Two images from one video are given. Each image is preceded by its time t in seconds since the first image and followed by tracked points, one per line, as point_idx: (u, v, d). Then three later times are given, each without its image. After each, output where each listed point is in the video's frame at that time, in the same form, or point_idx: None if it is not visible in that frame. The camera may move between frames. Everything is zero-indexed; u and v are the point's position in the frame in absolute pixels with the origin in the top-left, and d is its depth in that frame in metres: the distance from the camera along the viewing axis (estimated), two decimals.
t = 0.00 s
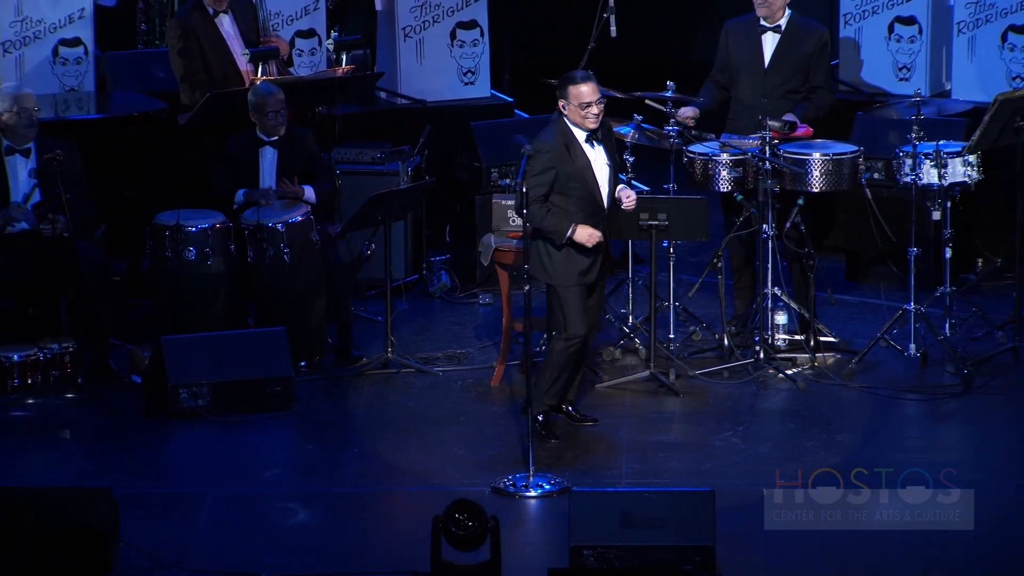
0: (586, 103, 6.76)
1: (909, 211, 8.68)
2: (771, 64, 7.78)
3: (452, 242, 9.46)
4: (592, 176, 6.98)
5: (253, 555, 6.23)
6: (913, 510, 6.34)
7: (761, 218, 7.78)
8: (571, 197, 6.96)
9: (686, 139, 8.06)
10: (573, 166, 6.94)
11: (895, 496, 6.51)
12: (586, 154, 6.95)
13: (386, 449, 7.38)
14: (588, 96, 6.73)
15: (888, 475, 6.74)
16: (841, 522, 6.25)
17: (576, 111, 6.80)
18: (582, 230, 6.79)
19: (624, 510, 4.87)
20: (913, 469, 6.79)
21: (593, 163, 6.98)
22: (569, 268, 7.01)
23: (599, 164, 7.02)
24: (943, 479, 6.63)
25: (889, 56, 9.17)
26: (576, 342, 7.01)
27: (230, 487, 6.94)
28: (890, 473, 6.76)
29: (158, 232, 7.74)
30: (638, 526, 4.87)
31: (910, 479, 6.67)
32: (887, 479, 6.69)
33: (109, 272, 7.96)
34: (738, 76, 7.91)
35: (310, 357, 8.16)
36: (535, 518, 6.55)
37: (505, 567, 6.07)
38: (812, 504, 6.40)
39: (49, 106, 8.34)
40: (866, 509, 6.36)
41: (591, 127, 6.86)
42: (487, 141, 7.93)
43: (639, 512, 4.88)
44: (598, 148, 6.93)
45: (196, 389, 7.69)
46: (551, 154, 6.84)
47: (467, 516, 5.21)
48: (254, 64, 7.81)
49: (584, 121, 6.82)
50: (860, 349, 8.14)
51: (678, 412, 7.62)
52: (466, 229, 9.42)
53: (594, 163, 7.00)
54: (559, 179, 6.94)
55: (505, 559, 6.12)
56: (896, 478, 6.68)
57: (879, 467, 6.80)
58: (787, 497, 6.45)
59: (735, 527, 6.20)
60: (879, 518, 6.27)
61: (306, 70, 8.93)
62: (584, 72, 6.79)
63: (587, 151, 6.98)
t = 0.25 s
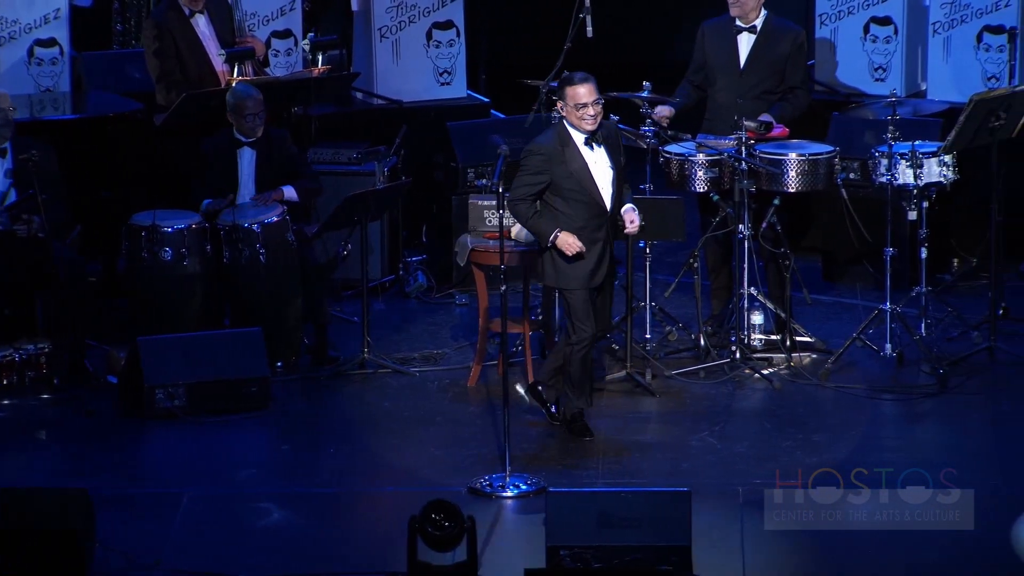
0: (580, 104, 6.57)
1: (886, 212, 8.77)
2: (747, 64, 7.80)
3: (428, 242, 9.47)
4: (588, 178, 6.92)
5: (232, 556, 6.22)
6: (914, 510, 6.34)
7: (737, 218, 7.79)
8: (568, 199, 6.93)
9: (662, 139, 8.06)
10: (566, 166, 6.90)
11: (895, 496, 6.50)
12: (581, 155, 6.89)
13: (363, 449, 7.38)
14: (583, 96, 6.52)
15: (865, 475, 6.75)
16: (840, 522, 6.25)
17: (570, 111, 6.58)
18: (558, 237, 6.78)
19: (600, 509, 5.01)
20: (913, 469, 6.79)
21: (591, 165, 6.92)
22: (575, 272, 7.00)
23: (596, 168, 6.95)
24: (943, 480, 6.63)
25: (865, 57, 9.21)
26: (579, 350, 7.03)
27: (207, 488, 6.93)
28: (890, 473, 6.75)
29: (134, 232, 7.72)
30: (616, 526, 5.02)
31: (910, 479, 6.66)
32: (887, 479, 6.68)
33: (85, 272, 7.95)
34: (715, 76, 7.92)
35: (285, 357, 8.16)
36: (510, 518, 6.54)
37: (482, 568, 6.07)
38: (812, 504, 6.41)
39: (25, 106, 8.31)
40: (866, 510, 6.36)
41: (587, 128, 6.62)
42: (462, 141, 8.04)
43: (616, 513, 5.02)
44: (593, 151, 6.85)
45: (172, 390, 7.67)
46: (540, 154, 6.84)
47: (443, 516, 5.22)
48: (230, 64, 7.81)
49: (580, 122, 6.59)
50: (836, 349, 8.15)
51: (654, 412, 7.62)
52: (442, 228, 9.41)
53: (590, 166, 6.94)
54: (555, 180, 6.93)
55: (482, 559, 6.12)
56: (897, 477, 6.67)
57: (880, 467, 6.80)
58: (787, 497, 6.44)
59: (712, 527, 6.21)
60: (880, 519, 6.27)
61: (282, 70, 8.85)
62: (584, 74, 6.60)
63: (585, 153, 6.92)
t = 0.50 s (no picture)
0: (586, 111, 6.56)
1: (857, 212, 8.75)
2: (717, 65, 7.81)
3: (400, 242, 9.47)
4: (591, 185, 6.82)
5: (206, 557, 6.21)
6: (914, 510, 6.34)
7: (709, 219, 7.79)
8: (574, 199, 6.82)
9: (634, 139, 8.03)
10: (570, 171, 6.81)
11: (895, 496, 6.50)
12: (584, 161, 6.80)
13: (335, 450, 7.37)
14: (588, 105, 6.52)
15: (838, 475, 6.76)
16: (840, 521, 6.26)
17: (578, 117, 6.60)
18: (595, 215, 6.42)
19: (574, 508, 4.98)
20: (913, 469, 6.78)
21: (596, 170, 6.83)
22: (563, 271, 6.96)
23: (600, 173, 6.85)
24: (943, 479, 6.62)
25: (836, 57, 9.22)
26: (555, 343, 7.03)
27: (179, 488, 6.92)
28: (889, 473, 6.74)
29: (105, 232, 7.71)
30: (589, 525, 5.00)
31: (910, 479, 6.66)
32: (887, 480, 6.67)
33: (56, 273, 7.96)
34: (686, 76, 7.91)
35: (257, 358, 8.15)
36: (481, 518, 6.53)
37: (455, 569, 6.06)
38: (812, 504, 6.43)
39: None
40: (866, 508, 6.37)
41: (595, 135, 6.63)
42: (433, 141, 8.08)
43: (588, 513, 5.00)
44: (597, 158, 6.74)
45: (143, 391, 7.65)
46: (546, 158, 6.75)
47: (415, 517, 5.22)
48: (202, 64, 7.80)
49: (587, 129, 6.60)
50: (808, 349, 8.17)
51: (626, 412, 7.63)
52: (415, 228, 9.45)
53: (594, 172, 6.84)
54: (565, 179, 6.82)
55: (455, 559, 6.10)
56: (896, 477, 6.67)
57: (879, 467, 6.79)
58: (787, 497, 6.49)
59: (686, 528, 6.21)
60: (880, 518, 6.27)
61: (253, 70, 9.00)
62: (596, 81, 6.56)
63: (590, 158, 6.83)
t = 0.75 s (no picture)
0: (599, 116, 6.52)
1: (836, 213, 8.70)
2: (697, 65, 7.82)
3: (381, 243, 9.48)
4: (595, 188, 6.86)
5: (187, 555, 6.19)
6: (915, 510, 6.32)
7: (688, 219, 7.80)
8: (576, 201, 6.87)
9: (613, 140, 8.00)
10: (576, 172, 6.86)
11: (895, 496, 6.49)
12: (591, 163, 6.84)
13: (315, 450, 7.37)
14: (600, 109, 6.49)
15: (818, 475, 6.76)
16: (839, 520, 6.25)
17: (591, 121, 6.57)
18: (570, 234, 6.61)
19: (552, 509, 4.98)
20: (913, 468, 6.77)
21: (606, 175, 6.88)
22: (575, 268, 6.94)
23: (607, 177, 6.88)
24: (943, 478, 6.62)
25: (816, 57, 9.43)
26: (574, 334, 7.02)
27: (159, 489, 6.90)
28: (889, 473, 6.74)
29: (85, 233, 7.71)
30: (570, 526, 4.99)
31: (910, 479, 6.65)
32: (887, 479, 6.67)
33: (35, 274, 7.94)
34: (665, 77, 7.91)
35: (237, 359, 8.15)
36: (461, 518, 6.51)
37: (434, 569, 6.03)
38: (811, 504, 6.44)
39: None
40: (866, 508, 6.36)
41: (607, 140, 6.61)
42: (412, 142, 8.15)
43: (569, 514, 4.99)
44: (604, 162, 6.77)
45: (123, 392, 7.64)
46: (556, 158, 6.85)
47: (395, 518, 5.21)
48: (181, 64, 7.80)
49: (598, 134, 6.57)
50: (787, 349, 8.19)
51: (607, 413, 7.63)
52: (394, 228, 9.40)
53: (603, 175, 6.88)
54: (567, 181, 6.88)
55: (434, 558, 6.08)
56: (896, 477, 6.66)
57: (879, 467, 6.78)
58: (787, 497, 6.51)
59: (667, 529, 6.20)
60: (880, 518, 6.25)
61: (233, 71, 9.02)
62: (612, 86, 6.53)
63: (601, 162, 6.87)
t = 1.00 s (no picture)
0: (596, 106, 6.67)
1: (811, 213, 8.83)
2: (674, 64, 7.87)
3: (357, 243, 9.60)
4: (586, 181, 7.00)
5: (165, 557, 6.17)
6: (916, 510, 6.32)
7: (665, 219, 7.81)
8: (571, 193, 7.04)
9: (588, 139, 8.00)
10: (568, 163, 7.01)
11: (896, 496, 6.49)
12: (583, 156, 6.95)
13: (292, 450, 7.36)
14: (599, 102, 6.62)
15: (795, 475, 6.76)
16: (840, 520, 6.25)
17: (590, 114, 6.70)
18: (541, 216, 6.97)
19: (528, 509, 4.97)
20: (913, 468, 6.77)
21: (598, 170, 6.97)
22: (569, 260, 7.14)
23: (598, 173, 6.96)
24: (943, 479, 6.62)
25: (791, 57, 9.56)
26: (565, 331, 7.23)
27: (135, 488, 6.89)
28: (889, 473, 6.74)
29: (60, 232, 7.70)
30: (546, 526, 4.97)
31: (910, 479, 6.65)
32: (886, 479, 6.67)
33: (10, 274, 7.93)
34: (641, 77, 7.93)
35: (213, 358, 8.14)
36: (437, 519, 6.50)
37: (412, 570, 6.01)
38: (811, 504, 6.44)
39: None
40: (865, 508, 6.36)
41: (603, 135, 6.71)
42: (387, 141, 8.15)
43: (546, 513, 4.97)
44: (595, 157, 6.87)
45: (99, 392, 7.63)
46: (558, 144, 7.01)
47: (372, 518, 5.26)
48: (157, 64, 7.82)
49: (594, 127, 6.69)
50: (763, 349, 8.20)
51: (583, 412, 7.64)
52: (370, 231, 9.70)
53: (593, 169, 6.97)
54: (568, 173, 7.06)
55: (411, 559, 6.06)
56: (896, 477, 6.66)
57: (879, 467, 6.78)
58: (787, 497, 6.51)
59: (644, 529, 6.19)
60: (880, 518, 6.25)
61: (208, 70, 9.06)
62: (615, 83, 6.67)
63: (593, 157, 6.96)
